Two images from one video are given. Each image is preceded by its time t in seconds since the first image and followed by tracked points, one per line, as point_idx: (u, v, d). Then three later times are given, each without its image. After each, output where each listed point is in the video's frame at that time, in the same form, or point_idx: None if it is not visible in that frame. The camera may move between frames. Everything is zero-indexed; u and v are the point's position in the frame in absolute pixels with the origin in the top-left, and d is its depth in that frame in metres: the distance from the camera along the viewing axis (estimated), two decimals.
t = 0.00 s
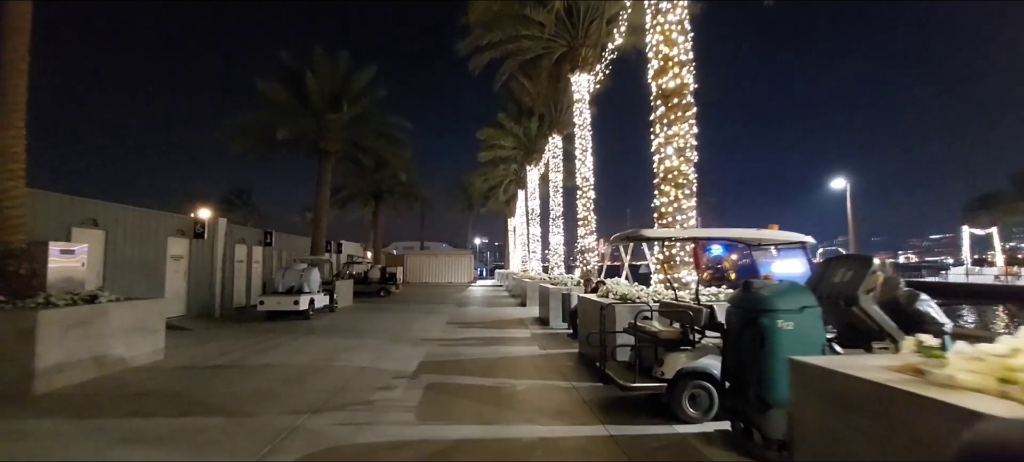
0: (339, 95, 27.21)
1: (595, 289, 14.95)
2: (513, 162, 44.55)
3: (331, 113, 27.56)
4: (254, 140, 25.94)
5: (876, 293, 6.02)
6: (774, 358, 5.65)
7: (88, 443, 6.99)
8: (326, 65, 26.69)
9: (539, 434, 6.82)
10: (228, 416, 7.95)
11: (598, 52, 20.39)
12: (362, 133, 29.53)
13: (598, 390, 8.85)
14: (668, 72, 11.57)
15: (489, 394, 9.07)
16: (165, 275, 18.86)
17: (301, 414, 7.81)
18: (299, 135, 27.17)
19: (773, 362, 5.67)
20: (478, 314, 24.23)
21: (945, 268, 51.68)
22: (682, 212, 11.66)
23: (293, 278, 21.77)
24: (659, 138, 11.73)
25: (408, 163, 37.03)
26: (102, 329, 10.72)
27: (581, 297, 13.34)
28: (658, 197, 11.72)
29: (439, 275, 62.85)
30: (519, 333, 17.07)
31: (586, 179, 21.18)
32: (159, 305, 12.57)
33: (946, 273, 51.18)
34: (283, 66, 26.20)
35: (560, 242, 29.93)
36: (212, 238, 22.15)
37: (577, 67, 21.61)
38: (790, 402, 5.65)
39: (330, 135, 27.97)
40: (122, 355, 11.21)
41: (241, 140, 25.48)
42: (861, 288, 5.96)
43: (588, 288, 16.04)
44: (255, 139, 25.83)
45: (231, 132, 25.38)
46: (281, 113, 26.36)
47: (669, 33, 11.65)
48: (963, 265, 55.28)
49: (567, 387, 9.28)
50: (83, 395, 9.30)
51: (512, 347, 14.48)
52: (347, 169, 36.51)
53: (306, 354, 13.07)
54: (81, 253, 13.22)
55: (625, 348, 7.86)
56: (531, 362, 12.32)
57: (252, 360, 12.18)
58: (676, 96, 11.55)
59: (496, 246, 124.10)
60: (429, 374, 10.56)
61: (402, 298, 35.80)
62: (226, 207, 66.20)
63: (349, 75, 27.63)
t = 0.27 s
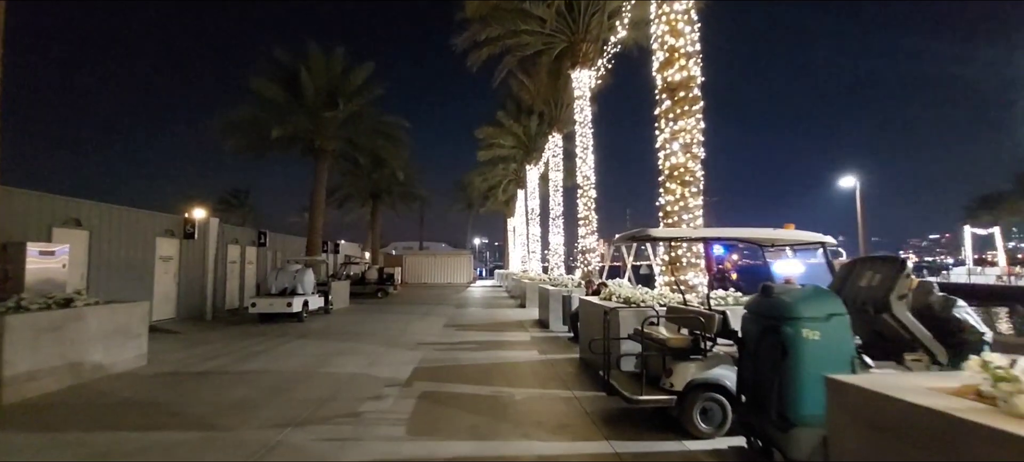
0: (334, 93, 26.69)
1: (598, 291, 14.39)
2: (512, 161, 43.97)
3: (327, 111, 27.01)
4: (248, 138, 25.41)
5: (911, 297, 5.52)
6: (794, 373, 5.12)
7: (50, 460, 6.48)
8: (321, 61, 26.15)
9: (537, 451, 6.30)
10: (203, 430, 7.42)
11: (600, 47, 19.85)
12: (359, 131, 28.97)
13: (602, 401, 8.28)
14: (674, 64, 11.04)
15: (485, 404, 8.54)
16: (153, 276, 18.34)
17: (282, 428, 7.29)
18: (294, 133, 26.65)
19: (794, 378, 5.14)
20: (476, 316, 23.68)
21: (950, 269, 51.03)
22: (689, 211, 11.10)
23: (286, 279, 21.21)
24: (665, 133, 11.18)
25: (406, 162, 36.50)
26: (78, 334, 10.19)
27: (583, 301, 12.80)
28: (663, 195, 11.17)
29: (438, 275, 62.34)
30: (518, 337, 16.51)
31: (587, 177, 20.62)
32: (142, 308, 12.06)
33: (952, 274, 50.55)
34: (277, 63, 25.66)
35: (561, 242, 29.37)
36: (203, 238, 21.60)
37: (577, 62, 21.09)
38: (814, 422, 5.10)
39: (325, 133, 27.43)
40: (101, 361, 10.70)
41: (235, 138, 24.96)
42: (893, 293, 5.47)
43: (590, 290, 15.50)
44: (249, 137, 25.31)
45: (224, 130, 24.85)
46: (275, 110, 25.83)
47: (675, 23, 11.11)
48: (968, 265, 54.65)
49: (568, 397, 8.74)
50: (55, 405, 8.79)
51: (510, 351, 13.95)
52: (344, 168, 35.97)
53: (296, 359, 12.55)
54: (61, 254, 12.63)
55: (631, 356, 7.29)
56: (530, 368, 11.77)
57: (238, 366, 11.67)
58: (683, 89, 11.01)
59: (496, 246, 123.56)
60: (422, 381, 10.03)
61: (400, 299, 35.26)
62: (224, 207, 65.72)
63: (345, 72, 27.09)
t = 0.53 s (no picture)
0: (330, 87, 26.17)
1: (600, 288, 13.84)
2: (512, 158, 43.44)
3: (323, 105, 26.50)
4: (242, 132, 24.91)
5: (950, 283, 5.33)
6: (824, 373, 4.61)
7: None
8: (316, 54, 25.63)
9: (537, 457, 5.77)
10: (177, 433, 6.91)
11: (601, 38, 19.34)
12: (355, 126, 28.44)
13: (606, 402, 7.73)
14: (681, 48, 10.53)
15: (481, 405, 8.01)
16: (142, 273, 17.83)
17: (262, 430, 6.78)
18: (289, 128, 26.15)
19: (823, 377, 4.62)
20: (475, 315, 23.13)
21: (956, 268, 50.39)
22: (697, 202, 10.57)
23: (280, 277, 20.70)
24: (671, 120, 10.65)
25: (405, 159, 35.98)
26: (54, 331, 9.70)
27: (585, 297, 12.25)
28: (669, 185, 10.64)
29: (438, 275, 61.84)
30: (519, 335, 15.94)
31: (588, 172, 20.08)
32: (124, 305, 11.56)
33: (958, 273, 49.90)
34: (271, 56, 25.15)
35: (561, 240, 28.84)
36: (195, 235, 21.07)
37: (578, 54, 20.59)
38: (845, 428, 4.59)
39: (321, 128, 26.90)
40: (79, 359, 10.19)
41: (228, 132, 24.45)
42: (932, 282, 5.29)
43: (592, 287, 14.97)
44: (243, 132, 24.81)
45: (218, 124, 24.35)
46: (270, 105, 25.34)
47: (682, 5, 10.58)
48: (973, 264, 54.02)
49: (570, 397, 8.21)
50: (24, 405, 8.28)
51: (510, 350, 13.42)
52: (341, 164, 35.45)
53: (285, 358, 12.04)
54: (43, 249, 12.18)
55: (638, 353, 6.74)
56: (530, 368, 11.21)
57: (225, 365, 11.16)
58: (690, 74, 10.48)
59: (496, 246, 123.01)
60: (415, 381, 9.51)
61: (398, 298, 34.71)
62: (222, 206, 65.28)
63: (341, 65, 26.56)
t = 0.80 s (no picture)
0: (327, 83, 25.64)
1: (604, 288, 13.28)
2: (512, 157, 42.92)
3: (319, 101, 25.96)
4: (236, 129, 24.37)
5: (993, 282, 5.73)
6: (871, 382, 4.11)
7: None
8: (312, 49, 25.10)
9: None
10: (152, 444, 6.38)
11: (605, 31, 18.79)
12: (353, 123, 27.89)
13: (615, 411, 7.18)
14: (691, 35, 9.99)
15: (481, 413, 7.46)
16: (130, 272, 17.28)
17: (241, 442, 6.23)
18: (285, 125, 25.60)
19: (870, 387, 4.12)
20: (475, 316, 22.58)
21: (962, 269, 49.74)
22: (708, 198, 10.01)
23: (274, 276, 20.14)
24: (681, 111, 10.11)
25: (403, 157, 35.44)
26: (29, 332, 9.15)
27: (589, 297, 11.69)
28: (679, 179, 10.10)
29: (437, 276, 61.27)
30: (519, 337, 15.38)
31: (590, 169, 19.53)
32: (107, 306, 11.02)
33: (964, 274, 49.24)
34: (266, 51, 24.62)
35: (562, 239, 28.29)
36: (186, 233, 20.51)
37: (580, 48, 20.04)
38: (897, 446, 4.06)
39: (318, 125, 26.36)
40: (55, 362, 9.65)
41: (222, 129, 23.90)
42: (987, 280, 5.70)
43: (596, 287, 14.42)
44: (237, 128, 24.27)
45: (212, 121, 23.80)
46: (265, 100, 24.80)
47: None
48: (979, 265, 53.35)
49: (576, 405, 7.65)
50: None
51: (510, 352, 12.87)
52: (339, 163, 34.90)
53: (276, 361, 11.49)
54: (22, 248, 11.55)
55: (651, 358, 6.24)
56: (532, 372, 10.65)
57: (211, 369, 10.61)
58: (701, 62, 9.94)
59: (496, 247, 122.43)
60: (411, 386, 8.97)
61: (397, 299, 34.14)
62: (220, 207, 64.73)
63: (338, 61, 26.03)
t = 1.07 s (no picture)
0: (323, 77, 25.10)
1: (609, 286, 12.74)
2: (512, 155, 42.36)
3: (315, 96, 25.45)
4: (231, 124, 23.86)
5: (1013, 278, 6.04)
6: (924, 388, 3.74)
7: None
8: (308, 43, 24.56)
9: None
10: (120, 453, 5.88)
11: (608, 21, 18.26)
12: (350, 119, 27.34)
13: (625, 417, 6.67)
14: (701, 19, 9.48)
15: (479, 419, 6.94)
16: (118, 270, 16.77)
17: (219, 451, 5.73)
18: (280, 121, 25.08)
19: (923, 394, 3.76)
20: (474, 315, 22.05)
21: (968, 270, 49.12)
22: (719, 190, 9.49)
23: (268, 275, 19.62)
24: (690, 99, 9.60)
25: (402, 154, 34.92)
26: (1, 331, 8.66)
27: (594, 296, 11.15)
28: (688, 171, 9.59)
29: (437, 275, 60.80)
30: (520, 337, 14.85)
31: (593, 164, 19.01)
32: (88, 304, 10.52)
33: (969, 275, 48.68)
34: (261, 45, 24.11)
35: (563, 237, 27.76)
36: (178, 231, 19.98)
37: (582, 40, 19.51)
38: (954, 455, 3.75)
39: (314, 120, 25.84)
40: (30, 364, 9.15)
41: (216, 124, 23.39)
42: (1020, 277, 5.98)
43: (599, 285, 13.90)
44: (232, 123, 23.75)
45: (205, 116, 23.29)
46: (260, 96, 24.29)
47: None
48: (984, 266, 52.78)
49: (582, 410, 7.13)
50: None
51: (511, 353, 12.36)
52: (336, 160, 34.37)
53: (265, 363, 10.99)
54: None
55: (664, 360, 5.74)
56: (534, 374, 10.13)
57: (196, 371, 10.12)
58: (712, 47, 9.44)
59: (496, 247, 121.93)
60: (405, 390, 8.45)
61: (395, 298, 33.59)
62: (218, 206, 64.25)
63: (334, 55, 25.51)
